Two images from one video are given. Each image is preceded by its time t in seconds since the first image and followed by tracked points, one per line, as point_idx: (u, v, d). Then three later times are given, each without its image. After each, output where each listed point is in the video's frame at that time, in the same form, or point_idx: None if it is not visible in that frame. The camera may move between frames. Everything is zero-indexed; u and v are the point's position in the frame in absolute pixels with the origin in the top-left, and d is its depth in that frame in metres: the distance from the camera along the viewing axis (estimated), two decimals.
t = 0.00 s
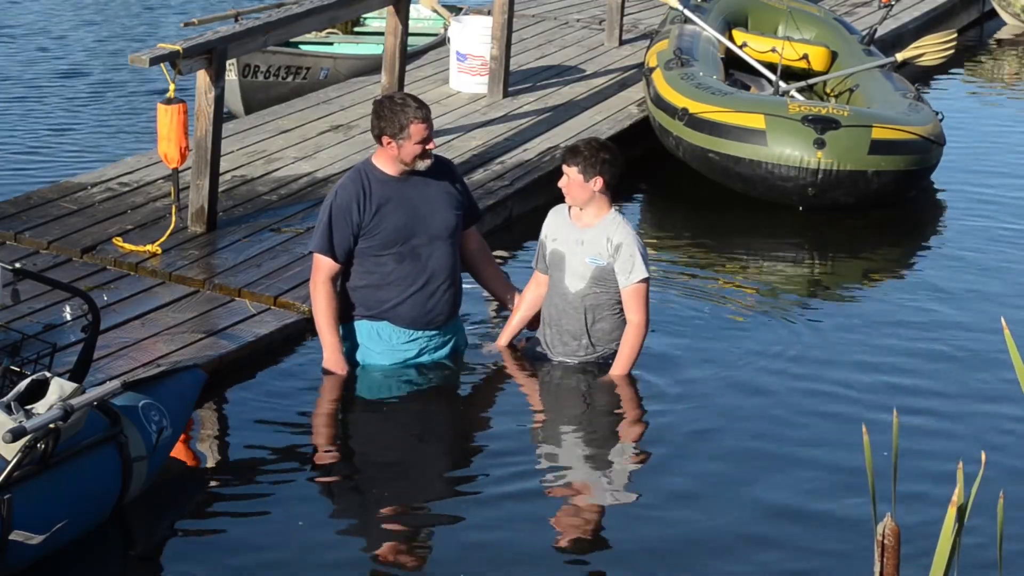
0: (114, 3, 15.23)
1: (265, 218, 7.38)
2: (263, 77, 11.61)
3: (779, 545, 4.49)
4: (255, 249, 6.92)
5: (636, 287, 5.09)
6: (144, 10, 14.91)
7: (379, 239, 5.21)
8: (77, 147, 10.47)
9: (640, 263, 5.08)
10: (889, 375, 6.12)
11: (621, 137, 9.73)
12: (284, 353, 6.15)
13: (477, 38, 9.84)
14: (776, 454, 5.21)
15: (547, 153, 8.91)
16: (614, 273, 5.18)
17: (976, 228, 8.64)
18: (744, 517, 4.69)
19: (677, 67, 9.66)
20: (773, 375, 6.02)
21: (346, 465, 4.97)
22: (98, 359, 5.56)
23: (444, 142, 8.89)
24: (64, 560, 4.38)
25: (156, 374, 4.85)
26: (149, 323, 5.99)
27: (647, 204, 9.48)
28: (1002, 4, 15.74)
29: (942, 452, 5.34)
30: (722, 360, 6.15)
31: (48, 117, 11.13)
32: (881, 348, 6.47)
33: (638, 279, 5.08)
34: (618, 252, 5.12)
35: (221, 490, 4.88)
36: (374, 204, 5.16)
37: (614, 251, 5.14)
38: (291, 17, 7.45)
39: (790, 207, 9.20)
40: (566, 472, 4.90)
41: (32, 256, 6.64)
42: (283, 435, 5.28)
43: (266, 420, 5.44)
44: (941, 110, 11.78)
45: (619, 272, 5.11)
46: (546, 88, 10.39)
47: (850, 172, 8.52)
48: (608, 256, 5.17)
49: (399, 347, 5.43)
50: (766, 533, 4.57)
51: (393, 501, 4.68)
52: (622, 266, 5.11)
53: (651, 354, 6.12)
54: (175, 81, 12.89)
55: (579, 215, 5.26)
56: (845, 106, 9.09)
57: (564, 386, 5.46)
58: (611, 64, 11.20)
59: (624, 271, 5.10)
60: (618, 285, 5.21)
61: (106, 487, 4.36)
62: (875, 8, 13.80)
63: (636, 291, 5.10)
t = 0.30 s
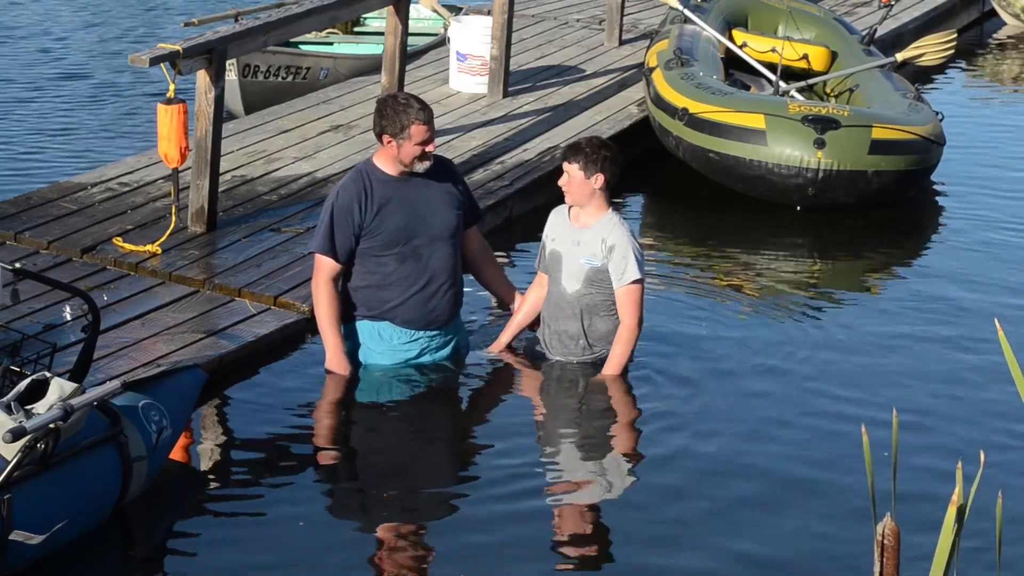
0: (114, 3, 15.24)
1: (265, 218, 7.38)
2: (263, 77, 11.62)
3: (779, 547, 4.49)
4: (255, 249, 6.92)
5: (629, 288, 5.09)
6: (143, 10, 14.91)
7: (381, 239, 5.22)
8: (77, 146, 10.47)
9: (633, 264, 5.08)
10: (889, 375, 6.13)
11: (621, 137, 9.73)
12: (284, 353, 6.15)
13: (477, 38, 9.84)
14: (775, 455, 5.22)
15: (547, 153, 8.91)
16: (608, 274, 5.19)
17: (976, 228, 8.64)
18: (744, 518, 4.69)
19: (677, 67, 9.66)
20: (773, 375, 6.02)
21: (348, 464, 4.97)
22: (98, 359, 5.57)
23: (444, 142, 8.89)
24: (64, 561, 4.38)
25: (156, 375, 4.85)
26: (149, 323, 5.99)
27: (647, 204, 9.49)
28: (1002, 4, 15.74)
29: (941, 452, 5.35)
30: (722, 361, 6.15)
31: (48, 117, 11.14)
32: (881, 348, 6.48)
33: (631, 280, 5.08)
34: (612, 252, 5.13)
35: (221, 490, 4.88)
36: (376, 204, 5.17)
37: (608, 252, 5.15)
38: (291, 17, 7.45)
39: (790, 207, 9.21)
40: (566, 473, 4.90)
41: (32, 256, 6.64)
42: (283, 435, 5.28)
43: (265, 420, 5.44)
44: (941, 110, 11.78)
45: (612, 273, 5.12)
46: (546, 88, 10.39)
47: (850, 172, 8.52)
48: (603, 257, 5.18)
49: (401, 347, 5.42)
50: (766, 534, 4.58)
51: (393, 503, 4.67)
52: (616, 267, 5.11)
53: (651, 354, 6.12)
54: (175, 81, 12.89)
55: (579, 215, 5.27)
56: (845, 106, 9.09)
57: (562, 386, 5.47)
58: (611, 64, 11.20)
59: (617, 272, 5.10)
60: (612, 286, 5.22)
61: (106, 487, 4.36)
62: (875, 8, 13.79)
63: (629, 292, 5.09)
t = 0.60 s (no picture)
0: (113, 4, 15.23)
1: (265, 218, 7.38)
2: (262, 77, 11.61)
3: (778, 547, 4.49)
4: (255, 249, 6.92)
5: (627, 288, 5.09)
6: (143, 11, 14.90)
7: (382, 239, 5.22)
8: (77, 147, 10.46)
9: (631, 264, 5.08)
10: (889, 374, 6.13)
11: (621, 137, 9.73)
12: (284, 353, 6.15)
13: (477, 38, 9.84)
14: (774, 454, 5.22)
15: (547, 153, 8.91)
16: (607, 274, 5.19)
17: (976, 228, 8.64)
18: (743, 518, 4.69)
19: (677, 67, 9.65)
20: (772, 375, 6.02)
21: (348, 464, 4.97)
22: (98, 359, 5.56)
23: (444, 142, 8.89)
24: (64, 561, 4.38)
25: (156, 374, 4.85)
26: (149, 323, 5.99)
27: (647, 204, 9.48)
28: (1002, 4, 15.74)
29: (941, 451, 5.35)
30: (722, 360, 6.15)
31: (48, 118, 11.13)
32: (881, 348, 6.48)
33: (629, 280, 5.08)
34: (611, 252, 5.13)
35: (221, 490, 4.88)
36: (378, 204, 5.17)
37: (607, 252, 5.15)
38: (291, 17, 7.45)
39: (790, 207, 9.21)
40: (564, 473, 4.91)
41: (32, 256, 6.64)
42: (282, 435, 5.28)
43: (265, 420, 5.44)
44: (941, 110, 11.78)
45: (610, 274, 5.12)
46: (546, 88, 10.39)
47: (850, 172, 8.52)
48: (601, 257, 5.18)
49: (401, 347, 5.42)
50: (766, 534, 4.58)
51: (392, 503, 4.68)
52: (614, 267, 5.11)
53: (651, 355, 6.12)
54: (175, 82, 12.89)
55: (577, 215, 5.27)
56: (845, 106, 9.09)
57: (562, 386, 5.46)
58: (611, 64, 11.20)
59: (615, 272, 5.11)
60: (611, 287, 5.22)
61: (106, 487, 4.36)
62: (875, 8, 13.79)
63: (627, 292, 5.09)
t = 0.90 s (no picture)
0: (113, 4, 15.23)
1: (265, 218, 7.38)
2: (262, 77, 11.62)
3: (779, 546, 4.49)
4: (255, 249, 6.92)
5: (629, 288, 5.09)
6: (143, 11, 14.91)
7: (383, 238, 5.23)
8: (77, 147, 10.46)
9: (633, 264, 5.08)
10: (890, 373, 6.13)
11: (621, 137, 9.73)
12: (284, 353, 6.15)
13: (477, 38, 9.85)
14: (774, 454, 5.22)
15: (547, 154, 8.91)
16: (608, 275, 5.20)
17: (976, 228, 8.64)
18: (743, 517, 4.70)
19: (677, 67, 9.66)
20: (772, 375, 6.02)
21: (348, 463, 4.98)
22: (98, 359, 5.57)
23: (444, 142, 8.89)
24: (63, 561, 4.39)
25: (156, 375, 4.85)
26: (149, 323, 6.00)
27: (647, 204, 9.49)
28: (1002, 4, 15.73)
29: (941, 450, 5.35)
30: (722, 360, 6.15)
31: (48, 118, 11.13)
32: (881, 347, 6.48)
33: (630, 280, 5.08)
34: (612, 253, 5.14)
35: (221, 490, 4.88)
36: (380, 203, 5.18)
37: (608, 252, 5.16)
38: (291, 17, 7.45)
39: (790, 207, 9.21)
40: (564, 473, 4.91)
41: (32, 256, 6.65)
42: (281, 434, 5.28)
43: (266, 419, 5.44)
44: (941, 110, 11.78)
45: (612, 274, 5.12)
46: (546, 88, 10.39)
47: (850, 172, 8.52)
48: (603, 258, 5.19)
49: (401, 347, 5.43)
50: (766, 534, 4.58)
51: (391, 502, 4.68)
52: (615, 267, 5.11)
53: (651, 354, 6.12)
54: (176, 82, 12.89)
55: (576, 216, 5.28)
56: (845, 106, 9.09)
57: (561, 385, 5.46)
58: (611, 64, 11.21)
59: (616, 272, 5.11)
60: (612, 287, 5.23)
61: (106, 487, 4.37)
62: (875, 8, 13.79)
63: (628, 292, 5.10)
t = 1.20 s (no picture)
0: (113, 4, 15.23)
1: (265, 218, 7.38)
2: (262, 77, 11.62)
3: (778, 547, 4.49)
4: (255, 249, 6.92)
5: (631, 288, 5.10)
6: (143, 11, 14.91)
7: (390, 235, 5.25)
8: (77, 147, 10.46)
9: (635, 263, 5.08)
10: (890, 373, 6.13)
11: (621, 137, 9.73)
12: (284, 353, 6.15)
13: (477, 38, 9.85)
14: (774, 455, 5.22)
15: (547, 154, 8.91)
16: (610, 275, 5.20)
17: (976, 228, 8.64)
18: (743, 518, 4.70)
19: (677, 67, 9.66)
20: (772, 375, 6.02)
21: (352, 464, 4.98)
22: (98, 359, 5.57)
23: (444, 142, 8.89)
24: (63, 561, 4.38)
25: (156, 375, 4.85)
26: (149, 323, 5.99)
27: (647, 204, 9.49)
28: (1002, 4, 15.73)
29: (941, 451, 5.35)
30: (723, 360, 6.15)
31: (48, 118, 11.13)
32: (881, 347, 6.48)
33: (631, 280, 5.08)
34: (613, 253, 5.14)
35: (221, 490, 4.88)
36: (390, 200, 5.19)
37: (609, 252, 5.16)
38: (291, 17, 7.45)
39: (790, 207, 9.20)
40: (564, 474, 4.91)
41: (32, 256, 6.64)
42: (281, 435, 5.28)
43: (266, 419, 5.44)
44: (941, 109, 11.78)
45: (613, 275, 5.12)
46: (546, 88, 10.39)
47: (851, 172, 8.52)
48: (604, 258, 5.19)
49: (408, 347, 5.42)
50: (766, 535, 4.58)
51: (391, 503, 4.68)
52: (616, 267, 5.11)
53: (651, 354, 6.12)
54: (176, 82, 12.89)
55: (575, 217, 5.27)
56: (845, 106, 9.09)
57: (561, 386, 5.46)
58: (611, 64, 11.20)
59: (618, 272, 5.11)
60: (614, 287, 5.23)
61: (106, 488, 4.36)
62: (875, 8, 13.78)
63: (629, 292, 5.10)
